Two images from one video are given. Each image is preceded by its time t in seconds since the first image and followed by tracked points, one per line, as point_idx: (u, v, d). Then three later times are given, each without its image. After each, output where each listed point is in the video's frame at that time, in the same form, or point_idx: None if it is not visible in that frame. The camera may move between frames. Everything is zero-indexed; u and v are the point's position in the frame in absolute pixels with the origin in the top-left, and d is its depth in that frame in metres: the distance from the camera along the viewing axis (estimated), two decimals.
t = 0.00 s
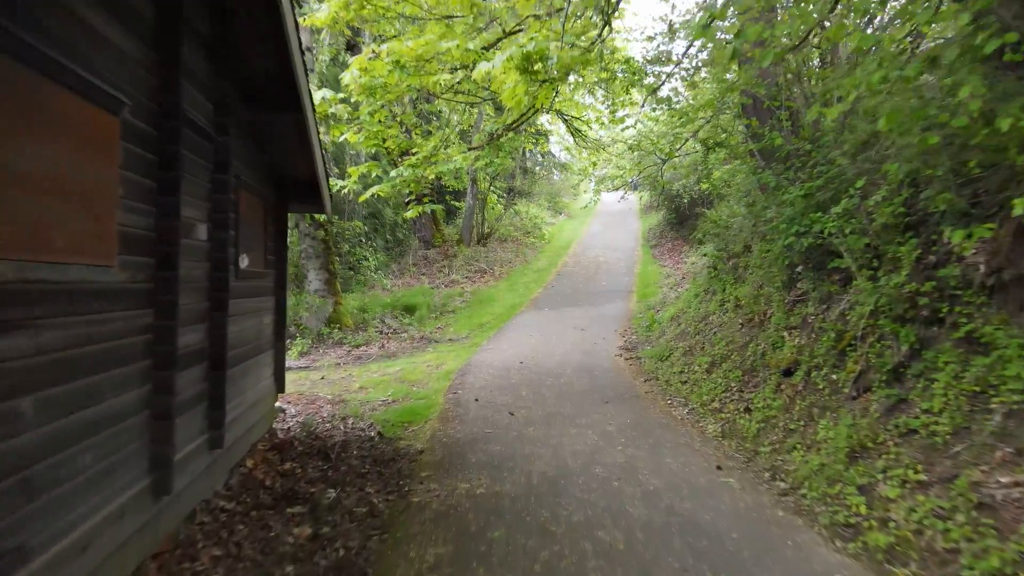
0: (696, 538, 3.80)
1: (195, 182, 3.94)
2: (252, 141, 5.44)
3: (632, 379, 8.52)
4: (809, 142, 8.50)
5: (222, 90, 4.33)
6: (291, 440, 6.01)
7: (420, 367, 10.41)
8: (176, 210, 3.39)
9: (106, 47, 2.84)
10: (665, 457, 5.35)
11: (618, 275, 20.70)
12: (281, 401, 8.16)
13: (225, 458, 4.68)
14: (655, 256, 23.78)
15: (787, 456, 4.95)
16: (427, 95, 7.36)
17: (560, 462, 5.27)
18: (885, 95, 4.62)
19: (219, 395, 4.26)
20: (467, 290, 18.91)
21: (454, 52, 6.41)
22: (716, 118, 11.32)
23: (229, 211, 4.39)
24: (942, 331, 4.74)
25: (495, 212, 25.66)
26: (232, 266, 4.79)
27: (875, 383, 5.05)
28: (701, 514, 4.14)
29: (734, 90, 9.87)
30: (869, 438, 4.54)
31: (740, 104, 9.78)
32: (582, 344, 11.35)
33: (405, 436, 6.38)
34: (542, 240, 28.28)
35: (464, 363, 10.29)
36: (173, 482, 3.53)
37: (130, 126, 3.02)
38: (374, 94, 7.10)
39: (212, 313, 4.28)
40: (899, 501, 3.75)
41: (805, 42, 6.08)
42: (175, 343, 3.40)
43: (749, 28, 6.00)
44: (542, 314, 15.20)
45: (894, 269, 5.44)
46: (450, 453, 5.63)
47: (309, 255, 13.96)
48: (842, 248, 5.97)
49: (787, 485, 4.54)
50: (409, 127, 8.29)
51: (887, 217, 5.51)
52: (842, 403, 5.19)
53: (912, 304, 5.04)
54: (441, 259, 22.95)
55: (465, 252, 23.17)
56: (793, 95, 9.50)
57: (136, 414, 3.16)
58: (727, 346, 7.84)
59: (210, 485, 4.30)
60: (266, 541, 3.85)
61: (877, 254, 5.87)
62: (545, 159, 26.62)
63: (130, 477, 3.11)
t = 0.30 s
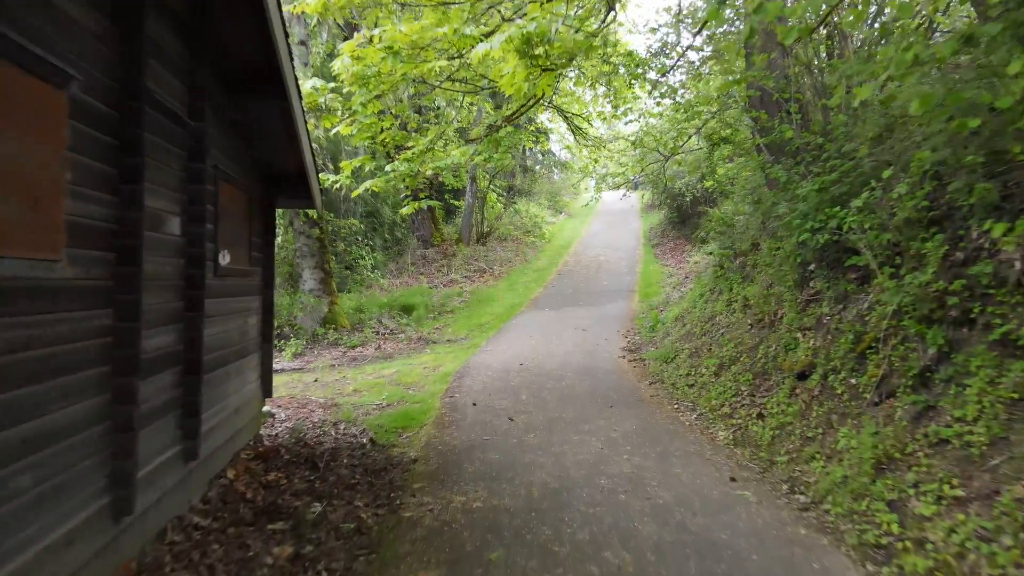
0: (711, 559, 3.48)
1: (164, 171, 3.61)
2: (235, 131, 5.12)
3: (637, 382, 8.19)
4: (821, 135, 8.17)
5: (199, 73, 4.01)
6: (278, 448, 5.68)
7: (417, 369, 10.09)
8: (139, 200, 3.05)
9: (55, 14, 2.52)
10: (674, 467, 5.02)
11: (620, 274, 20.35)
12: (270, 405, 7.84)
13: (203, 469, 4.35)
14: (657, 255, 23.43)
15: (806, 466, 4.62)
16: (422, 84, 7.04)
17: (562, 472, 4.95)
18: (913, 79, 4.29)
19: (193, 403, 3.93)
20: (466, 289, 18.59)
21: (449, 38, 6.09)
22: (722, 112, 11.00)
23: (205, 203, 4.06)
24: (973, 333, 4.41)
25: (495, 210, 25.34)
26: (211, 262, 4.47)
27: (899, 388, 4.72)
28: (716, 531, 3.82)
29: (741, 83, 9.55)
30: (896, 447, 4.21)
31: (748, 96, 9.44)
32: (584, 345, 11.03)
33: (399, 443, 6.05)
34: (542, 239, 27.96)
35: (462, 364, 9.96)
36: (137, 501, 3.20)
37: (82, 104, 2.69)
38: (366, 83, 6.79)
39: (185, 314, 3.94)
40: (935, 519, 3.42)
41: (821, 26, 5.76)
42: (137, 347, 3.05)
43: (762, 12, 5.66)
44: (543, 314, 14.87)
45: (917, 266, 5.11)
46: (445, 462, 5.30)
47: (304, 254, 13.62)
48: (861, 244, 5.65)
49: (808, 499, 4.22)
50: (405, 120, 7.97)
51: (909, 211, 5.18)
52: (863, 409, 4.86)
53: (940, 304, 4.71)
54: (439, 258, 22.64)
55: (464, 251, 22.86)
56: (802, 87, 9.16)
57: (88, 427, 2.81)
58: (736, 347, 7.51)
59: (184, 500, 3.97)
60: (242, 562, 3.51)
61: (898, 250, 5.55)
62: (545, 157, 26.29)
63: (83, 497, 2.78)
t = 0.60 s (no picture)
0: None
1: (131, 158, 3.31)
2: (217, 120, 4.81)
3: (641, 385, 7.89)
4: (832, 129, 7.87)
5: (172, 57, 3.72)
6: (265, 457, 5.39)
7: (414, 371, 9.78)
8: (97, 189, 2.75)
9: None
10: (683, 477, 4.73)
11: (621, 274, 20.05)
12: (261, 410, 7.54)
13: (180, 482, 4.07)
14: (658, 254, 23.11)
15: (825, 478, 4.33)
16: (417, 74, 6.73)
17: (564, 483, 4.65)
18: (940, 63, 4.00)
19: (168, 411, 3.65)
20: (465, 289, 18.30)
21: (445, 23, 5.78)
22: (727, 107, 10.70)
23: (180, 195, 3.77)
24: (1005, 335, 4.12)
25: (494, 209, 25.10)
26: (189, 260, 4.17)
27: (924, 394, 4.43)
28: (732, 550, 3.53)
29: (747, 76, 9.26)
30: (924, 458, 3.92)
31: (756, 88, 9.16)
32: (585, 346, 10.73)
33: (392, 450, 5.75)
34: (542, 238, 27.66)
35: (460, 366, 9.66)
36: (96, 522, 2.91)
37: (24, 77, 2.39)
38: (359, 73, 6.48)
39: (158, 315, 3.66)
40: (973, 540, 3.13)
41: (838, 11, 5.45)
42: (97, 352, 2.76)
43: None
44: (543, 314, 14.59)
45: (941, 265, 4.82)
46: (441, 472, 5.00)
47: (299, 253, 13.32)
48: (880, 241, 5.35)
49: (829, 514, 3.93)
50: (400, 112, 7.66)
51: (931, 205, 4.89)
52: (885, 416, 4.57)
53: (968, 304, 4.41)
54: (438, 258, 22.35)
55: (464, 250, 22.57)
56: (812, 79, 8.87)
57: (39, 443, 2.52)
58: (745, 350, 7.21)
59: (157, 517, 3.68)
60: None
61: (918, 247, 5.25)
62: (545, 155, 26.00)
63: (29, 521, 2.49)
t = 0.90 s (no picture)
0: None
1: (89, 146, 3.00)
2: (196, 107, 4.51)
3: (647, 389, 7.57)
4: (844, 123, 7.56)
5: (140, 37, 3.42)
6: (249, 467, 5.08)
7: (411, 374, 9.47)
8: (44, 176, 2.45)
9: None
10: (695, 490, 4.43)
11: (623, 274, 19.71)
12: (249, 415, 7.23)
13: (153, 497, 3.77)
14: (660, 254, 22.77)
15: (849, 492, 4.02)
16: (412, 63, 6.41)
17: (568, 496, 4.35)
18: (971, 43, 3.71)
19: (136, 422, 3.35)
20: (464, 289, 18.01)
21: (442, 9, 5.45)
22: (733, 101, 10.38)
23: (151, 187, 3.47)
24: None
25: (494, 208, 24.83)
26: (163, 257, 3.88)
27: (954, 402, 4.13)
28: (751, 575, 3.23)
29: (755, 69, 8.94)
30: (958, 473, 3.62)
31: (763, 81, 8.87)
32: (587, 348, 10.41)
33: (385, 459, 5.44)
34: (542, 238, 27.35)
35: (458, 369, 9.34)
36: (47, 547, 2.61)
37: None
38: (351, 61, 6.16)
39: (125, 318, 3.36)
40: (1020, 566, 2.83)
41: None
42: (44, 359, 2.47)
43: None
44: (544, 315, 14.28)
45: (970, 263, 4.51)
46: (435, 484, 4.70)
47: (294, 252, 12.99)
48: (902, 238, 5.05)
49: (854, 533, 3.64)
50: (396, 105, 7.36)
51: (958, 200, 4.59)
52: (911, 426, 4.26)
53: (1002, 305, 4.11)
54: (437, 257, 22.05)
55: (463, 250, 22.27)
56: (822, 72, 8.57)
57: None
58: (756, 353, 6.90)
59: (125, 537, 3.38)
60: None
61: (942, 244, 4.95)
62: (544, 153, 25.69)
63: None
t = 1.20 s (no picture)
0: None
1: (32, 127, 2.67)
2: (168, 93, 4.15)
3: (653, 394, 7.23)
4: (859, 116, 7.23)
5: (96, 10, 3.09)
6: (230, 481, 4.74)
7: (407, 377, 9.14)
8: None
9: None
10: (709, 508, 4.09)
11: (624, 274, 19.35)
12: (236, 422, 6.89)
13: (118, 519, 3.44)
14: (662, 254, 22.44)
15: (880, 513, 3.68)
16: (407, 50, 6.07)
17: (573, 515, 4.01)
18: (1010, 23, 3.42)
19: (94, 439, 3.02)
20: (463, 289, 17.67)
21: None
22: (740, 96, 10.07)
23: (111, 178, 3.13)
24: None
25: (493, 208, 24.61)
26: (129, 255, 3.55)
27: (993, 413, 3.78)
28: None
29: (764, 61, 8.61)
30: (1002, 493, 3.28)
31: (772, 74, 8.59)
32: (590, 350, 10.08)
33: (377, 471, 5.09)
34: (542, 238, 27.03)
35: (457, 372, 9.00)
36: None
37: None
38: (343, 47, 5.82)
39: (82, 323, 3.02)
40: None
41: None
42: None
43: None
44: (544, 316, 13.94)
45: (1008, 262, 4.17)
46: (429, 500, 4.37)
47: (288, 251, 12.65)
48: (929, 235, 4.71)
49: (889, 560, 3.31)
50: (390, 97, 7.04)
51: (993, 192, 4.25)
52: (945, 439, 3.92)
53: None
54: (435, 257, 21.73)
55: (462, 249, 21.96)
56: (834, 63, 8.25)
57: None
58: (768, 356, 6.56)
59: (81, 566, 3.05)
60: None
61: (975, 242, 4.60)
62: (544, 152, 25.36)
63: None
